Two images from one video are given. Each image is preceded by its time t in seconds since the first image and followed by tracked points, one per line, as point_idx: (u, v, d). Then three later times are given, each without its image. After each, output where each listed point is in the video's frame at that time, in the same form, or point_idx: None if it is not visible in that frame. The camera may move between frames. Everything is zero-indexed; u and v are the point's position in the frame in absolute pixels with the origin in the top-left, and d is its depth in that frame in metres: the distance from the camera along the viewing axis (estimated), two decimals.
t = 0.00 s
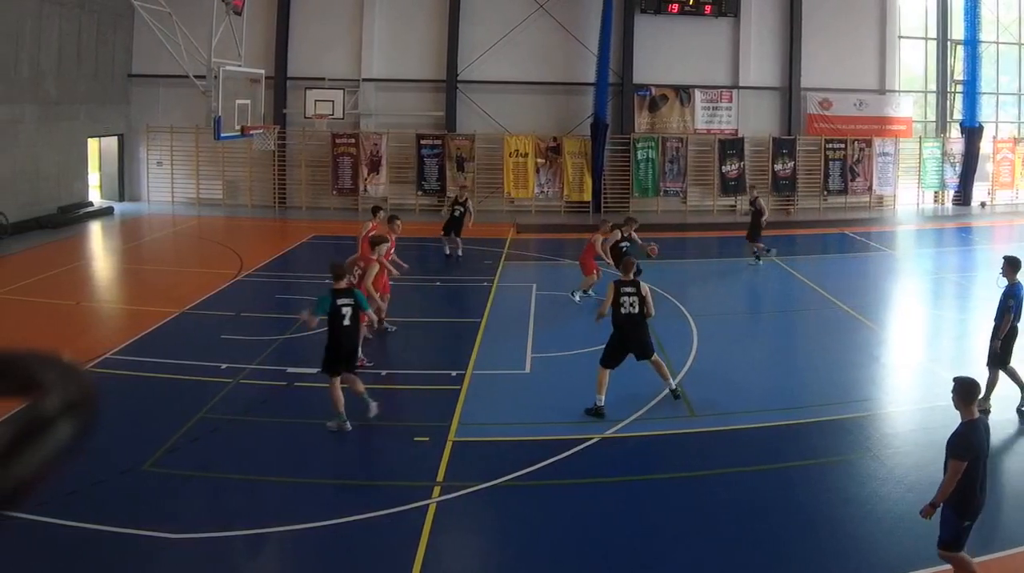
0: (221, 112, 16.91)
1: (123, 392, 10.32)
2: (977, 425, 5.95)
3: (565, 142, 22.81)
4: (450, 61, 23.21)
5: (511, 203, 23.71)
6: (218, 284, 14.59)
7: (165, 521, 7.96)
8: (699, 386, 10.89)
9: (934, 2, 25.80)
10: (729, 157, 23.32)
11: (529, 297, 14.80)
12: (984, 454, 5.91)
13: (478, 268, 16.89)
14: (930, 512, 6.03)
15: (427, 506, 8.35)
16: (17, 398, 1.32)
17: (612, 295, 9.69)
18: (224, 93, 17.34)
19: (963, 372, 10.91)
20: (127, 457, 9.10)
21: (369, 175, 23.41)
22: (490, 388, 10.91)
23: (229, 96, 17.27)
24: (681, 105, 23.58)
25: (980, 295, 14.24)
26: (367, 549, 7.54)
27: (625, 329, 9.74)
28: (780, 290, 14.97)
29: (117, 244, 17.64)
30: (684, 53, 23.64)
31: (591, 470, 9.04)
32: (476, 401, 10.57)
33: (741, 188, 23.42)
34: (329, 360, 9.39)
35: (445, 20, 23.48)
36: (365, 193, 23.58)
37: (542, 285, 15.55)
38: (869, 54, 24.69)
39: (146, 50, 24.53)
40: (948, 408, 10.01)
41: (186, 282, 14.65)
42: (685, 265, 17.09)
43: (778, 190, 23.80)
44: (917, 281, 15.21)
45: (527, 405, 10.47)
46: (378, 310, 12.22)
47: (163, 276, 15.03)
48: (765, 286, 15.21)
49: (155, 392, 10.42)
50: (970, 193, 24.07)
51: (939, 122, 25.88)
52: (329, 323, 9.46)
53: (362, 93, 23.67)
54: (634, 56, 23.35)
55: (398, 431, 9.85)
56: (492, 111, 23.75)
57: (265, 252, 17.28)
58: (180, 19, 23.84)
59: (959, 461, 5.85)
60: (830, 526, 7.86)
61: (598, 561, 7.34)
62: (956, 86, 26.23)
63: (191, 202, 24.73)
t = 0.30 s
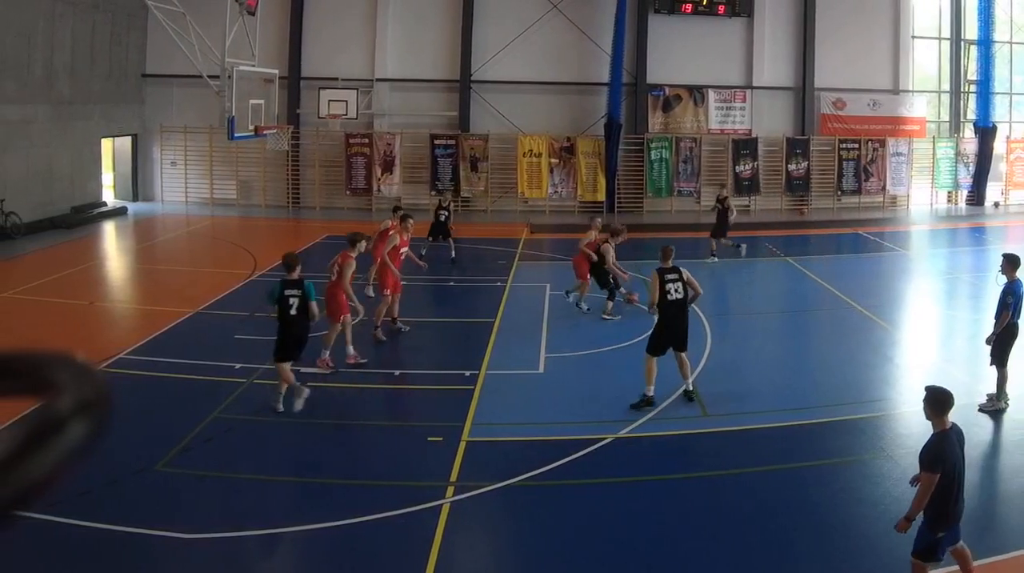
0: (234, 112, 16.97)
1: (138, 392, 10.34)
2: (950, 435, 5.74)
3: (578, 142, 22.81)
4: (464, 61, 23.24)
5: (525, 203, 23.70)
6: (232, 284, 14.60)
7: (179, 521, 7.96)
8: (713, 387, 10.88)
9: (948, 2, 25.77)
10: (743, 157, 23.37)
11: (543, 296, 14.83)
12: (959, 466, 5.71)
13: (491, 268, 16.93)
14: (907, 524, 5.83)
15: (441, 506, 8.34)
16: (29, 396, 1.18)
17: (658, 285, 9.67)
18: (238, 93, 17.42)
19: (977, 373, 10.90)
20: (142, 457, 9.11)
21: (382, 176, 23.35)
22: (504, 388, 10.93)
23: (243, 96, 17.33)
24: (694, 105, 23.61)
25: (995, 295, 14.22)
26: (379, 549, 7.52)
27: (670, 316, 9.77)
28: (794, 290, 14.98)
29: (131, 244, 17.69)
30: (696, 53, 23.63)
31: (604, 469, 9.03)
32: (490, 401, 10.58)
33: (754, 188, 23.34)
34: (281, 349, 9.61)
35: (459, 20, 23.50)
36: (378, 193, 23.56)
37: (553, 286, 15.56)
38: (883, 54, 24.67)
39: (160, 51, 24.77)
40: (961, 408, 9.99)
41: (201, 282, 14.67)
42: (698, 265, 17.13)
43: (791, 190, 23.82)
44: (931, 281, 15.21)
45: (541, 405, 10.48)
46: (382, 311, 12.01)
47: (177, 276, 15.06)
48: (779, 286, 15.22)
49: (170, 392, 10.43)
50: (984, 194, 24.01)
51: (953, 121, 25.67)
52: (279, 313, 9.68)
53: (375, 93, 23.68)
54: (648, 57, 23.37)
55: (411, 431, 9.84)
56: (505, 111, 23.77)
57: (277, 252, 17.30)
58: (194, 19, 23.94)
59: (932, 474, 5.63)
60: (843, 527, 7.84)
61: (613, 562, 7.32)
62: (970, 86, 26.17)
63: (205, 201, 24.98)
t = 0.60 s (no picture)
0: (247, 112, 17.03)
1: (152, 392, 10.36)
2: (922, 442, 5.69)
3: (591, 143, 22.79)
4: (477, 61, 23.24)
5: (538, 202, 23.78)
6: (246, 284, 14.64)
7: (192, 521, 7.95)
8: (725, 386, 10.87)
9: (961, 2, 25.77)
10: (756, 157, 23.37)
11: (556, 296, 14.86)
12: (932, 472, 5.65)
13: (503, 268, 16.95)
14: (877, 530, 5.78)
15: (454, 506, 8.33)
16: (44, 396, 1.13)
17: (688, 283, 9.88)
18: (251, 93, 17.49)
19: (990, 373, 10.89)
20: (156, 456, 9.11)
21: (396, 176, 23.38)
22: (518, 388, 10.94)
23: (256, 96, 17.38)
24: (708, 105, 23.54)
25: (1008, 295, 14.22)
26: (393, 550, 7.51)
27: (702, 313, 9.93)
28: (806, 290, 15.00)
29: (144, 244, 17.71)
30: (709, 53, 23.60)
31: (618, 469, 9.02)
32: (504, 400, 10.59)
33: (768, 188, 23.52)
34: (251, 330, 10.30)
35: (471, 20, 23.50)
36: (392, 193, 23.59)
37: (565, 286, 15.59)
38: (897, 54, 24.64)
39: (173, 50, 24.58)
40: (974, 408, 9.97)
41: (214, 282, 14.69)
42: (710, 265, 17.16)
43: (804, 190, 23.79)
44: (944, 281, 15.22)
45: (553, 405, 10.47)
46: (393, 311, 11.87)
47: (191, 276, 15.09)
48: (792, 286, 15.23)
49: (183, 392, 10.45)
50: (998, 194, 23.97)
51: (966, 121, 25.62)
52: (251, 293, 10.34)
53: (389, 92, 23.70)
54: (661, 56, 23.35)
55: (423, 431, 9.83)
56: (519, 111, 23.76)
57: (289, 252, 17.33)
58: (207, 19, 24.01)
59: (905, 481, 5.57)
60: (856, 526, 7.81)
61: (628, 562, 7.30)
62: (984, 86, 26.15)
63: (219, 201, 24.99)
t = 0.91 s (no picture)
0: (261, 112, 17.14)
1: (166, 391, 10.39)
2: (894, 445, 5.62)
3: (605, 143, 22.82)
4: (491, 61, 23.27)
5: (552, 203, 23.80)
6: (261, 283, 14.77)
7: (206, 521, 7.93)
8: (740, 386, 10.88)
9: (975, 2, 25.77)
10: (770, 157, 23.38)
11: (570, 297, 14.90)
12: (905, 476, 5.60)
13: (517, 268, 16.99)
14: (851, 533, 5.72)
15: (468, 506, 8.31)
16: (55, 398, 1.11)
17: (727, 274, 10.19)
18: (265, 93, 17.55)
19: (1005, 374, 10.88)
20: (169, 456, 9.12)
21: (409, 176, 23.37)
22: (533, 388, 10.95)
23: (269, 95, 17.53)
24: (721, 105, 23.54)
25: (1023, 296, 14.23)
26: (408, 550, 7.49)
27: (738, 302, 10.27)
28: (820, 290, 15.02)
29: (158, 244, 17.81)
30: (722, 53, 23.61)
31: (633, 470, 9.01)
32: (519, 401, 10.59)
33: (782, 188, 23.39)
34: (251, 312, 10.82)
35: (485, 21, 23.54)
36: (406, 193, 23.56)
37: (578, 286, 15.63)
38: (911, 54, 24.64)
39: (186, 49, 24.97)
40: (989, 408, 9.95)
41: (227, 281, 14.77)
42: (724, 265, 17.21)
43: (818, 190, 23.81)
44: (958, 281, 15.24)
45: (568, 405, 10.49)
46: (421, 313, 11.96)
47: (205, 276, 15.16)
48: (806, 286, 15.27)
49: (198, 392, 10.47)
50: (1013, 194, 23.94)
51: (980, 121, 25.63)
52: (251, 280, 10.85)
53: (403, 93, 23.75)
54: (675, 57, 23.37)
55: (437, 431, 9.82)
56: (533, 112, 23.78)
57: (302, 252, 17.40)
58: (221, 19, 24.08)
59: (876, 484, 5.51)
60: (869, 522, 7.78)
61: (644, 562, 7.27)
62: (998, 86, 26.14)
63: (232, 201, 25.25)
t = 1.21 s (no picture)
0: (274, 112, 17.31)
1: (179, 392, 10.42)
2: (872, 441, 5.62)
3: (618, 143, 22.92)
4: (503, 61, 23.29)
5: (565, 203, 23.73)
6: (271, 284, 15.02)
7: (218, 522, 7.90)
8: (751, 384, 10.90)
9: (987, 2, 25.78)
10: (782, 157, 23.41)
11: (583, 296, 14.94)
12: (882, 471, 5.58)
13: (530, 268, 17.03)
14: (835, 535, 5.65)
15: (480, 506, 8.26)
16: (65, 399, 1.04)
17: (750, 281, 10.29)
18: (278, 94, 17.64)
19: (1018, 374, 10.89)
20: (180, 456, 9.11)
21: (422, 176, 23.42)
22: (549, 388, 10.94)
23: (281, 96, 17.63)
24: (734, 105, 23.54)
25: None
26: (421, 550, 7.44)
27: (757, 307, 10.42)
28: (832, 290, 15.07)
29: (171, 244, 18.11)
30: (734, 53, 23.63)
31: (647, 470, 8.98)
32: (534, 401, 10.59)
33: (794, 188, 23.44)
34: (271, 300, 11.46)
35: (497, 20, 23.55)
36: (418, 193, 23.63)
37: (590, 285, 15.67)
38: (924, 53, 24.62)
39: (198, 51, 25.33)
40: (1000, 408, 9.96)
41: (240, 284, 14.88)
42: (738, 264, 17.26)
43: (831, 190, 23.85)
44: (971, 281, 15.28)
45: (582, 404, 10.51)
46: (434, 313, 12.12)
47: (217, 276, 15.42)
48: (819, 286, 15.31)
49: (210, 392, 10.49)
50: None
51: (992, 121, 25.65)
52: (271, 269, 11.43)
53: (415, 93, 23.79)
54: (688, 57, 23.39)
55: (450, 431, 9.81)
56: (546, 112, 23.81)
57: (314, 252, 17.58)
58: (234, 20, 24.16)
59: (855, 480, 5.48)
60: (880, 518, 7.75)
61: (660, 561, 7.24)
62: (1011, 86, 26.15)
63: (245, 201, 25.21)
